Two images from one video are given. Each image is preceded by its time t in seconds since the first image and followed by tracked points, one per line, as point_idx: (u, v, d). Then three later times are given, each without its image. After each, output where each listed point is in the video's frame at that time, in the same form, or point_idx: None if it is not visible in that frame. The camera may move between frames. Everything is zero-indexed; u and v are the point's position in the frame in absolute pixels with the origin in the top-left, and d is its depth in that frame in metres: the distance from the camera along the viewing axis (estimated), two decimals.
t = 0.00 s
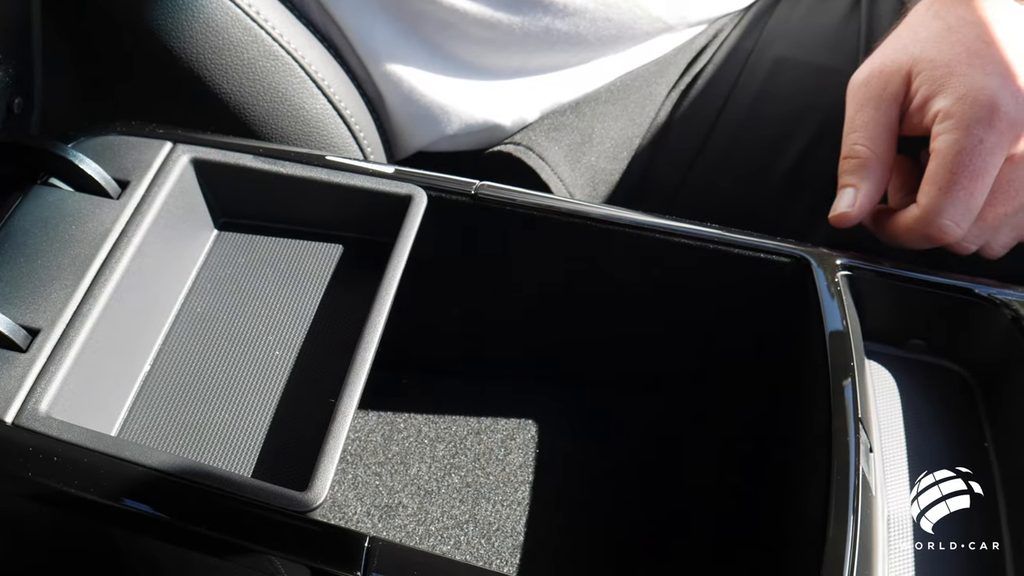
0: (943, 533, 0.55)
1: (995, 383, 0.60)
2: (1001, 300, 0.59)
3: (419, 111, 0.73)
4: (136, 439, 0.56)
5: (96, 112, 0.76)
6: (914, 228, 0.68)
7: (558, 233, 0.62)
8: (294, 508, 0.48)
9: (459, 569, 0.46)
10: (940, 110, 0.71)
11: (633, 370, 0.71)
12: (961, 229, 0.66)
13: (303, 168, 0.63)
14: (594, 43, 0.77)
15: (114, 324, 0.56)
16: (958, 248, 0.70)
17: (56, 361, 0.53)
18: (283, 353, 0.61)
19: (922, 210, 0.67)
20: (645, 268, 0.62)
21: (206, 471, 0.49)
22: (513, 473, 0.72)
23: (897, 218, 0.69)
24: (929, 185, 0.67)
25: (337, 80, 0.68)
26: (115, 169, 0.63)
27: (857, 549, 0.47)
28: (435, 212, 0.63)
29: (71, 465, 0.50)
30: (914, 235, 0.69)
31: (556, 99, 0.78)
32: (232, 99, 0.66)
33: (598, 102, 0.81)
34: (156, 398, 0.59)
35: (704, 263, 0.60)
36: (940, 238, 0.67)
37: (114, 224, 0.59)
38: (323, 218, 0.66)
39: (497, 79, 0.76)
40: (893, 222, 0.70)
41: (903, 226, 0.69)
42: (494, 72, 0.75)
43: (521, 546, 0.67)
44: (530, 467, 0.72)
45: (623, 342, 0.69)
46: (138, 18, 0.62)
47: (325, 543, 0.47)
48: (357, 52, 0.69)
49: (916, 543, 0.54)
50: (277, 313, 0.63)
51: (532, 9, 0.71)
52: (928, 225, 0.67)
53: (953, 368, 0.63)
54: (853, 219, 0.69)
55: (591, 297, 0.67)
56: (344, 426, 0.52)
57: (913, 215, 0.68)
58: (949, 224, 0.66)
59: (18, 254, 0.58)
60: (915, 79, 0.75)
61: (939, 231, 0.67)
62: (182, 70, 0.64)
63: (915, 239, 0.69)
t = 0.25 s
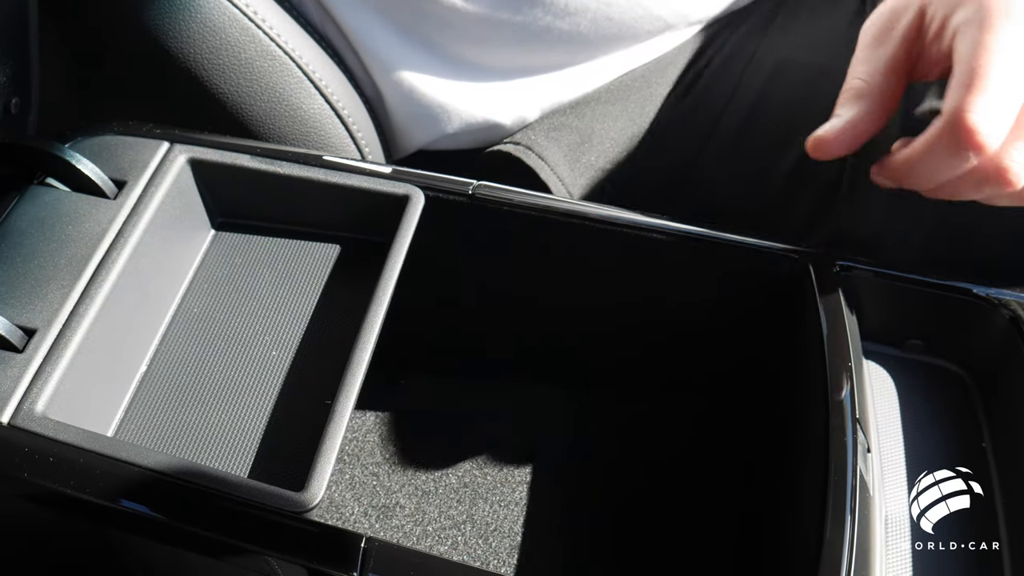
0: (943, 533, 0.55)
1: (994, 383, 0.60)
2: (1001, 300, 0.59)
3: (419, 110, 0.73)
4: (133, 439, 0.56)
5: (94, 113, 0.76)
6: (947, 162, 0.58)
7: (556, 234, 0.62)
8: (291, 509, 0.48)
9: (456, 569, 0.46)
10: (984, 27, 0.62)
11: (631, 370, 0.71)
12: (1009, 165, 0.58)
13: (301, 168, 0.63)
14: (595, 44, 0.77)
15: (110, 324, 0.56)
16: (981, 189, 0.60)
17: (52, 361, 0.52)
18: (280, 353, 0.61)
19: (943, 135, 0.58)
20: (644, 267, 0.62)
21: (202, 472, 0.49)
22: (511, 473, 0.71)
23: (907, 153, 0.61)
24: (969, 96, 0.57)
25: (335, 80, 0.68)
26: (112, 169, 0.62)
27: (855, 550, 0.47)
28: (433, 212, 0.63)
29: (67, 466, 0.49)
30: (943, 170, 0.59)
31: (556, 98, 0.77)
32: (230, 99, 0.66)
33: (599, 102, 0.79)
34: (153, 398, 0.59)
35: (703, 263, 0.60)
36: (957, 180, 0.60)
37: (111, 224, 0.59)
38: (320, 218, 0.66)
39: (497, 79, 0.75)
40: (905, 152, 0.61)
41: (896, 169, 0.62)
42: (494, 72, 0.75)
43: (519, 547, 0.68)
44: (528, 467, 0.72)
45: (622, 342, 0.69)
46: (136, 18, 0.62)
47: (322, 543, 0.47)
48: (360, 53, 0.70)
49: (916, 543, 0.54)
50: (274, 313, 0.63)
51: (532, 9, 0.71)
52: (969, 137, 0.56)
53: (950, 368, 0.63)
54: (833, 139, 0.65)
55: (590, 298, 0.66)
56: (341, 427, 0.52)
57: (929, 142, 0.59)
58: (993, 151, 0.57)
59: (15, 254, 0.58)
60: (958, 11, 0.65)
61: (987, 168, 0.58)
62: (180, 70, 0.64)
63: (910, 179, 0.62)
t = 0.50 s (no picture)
0: (943, 534, 0.55)
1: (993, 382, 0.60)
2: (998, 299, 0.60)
3: (416, 110, 0.73)
4: (129, 439, 0.56)
5: (92, 114, 0.77)
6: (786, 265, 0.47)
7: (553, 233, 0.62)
8: (288, 509, 0.48)
9: (452, 570, 0.46)
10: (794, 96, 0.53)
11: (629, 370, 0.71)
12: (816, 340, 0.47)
13: (298, 168, 0.63)
14: (595, 45, 0.75)
15: (106, 325, 0.56)
16: (842, 389, 0.49)
17: (48, 361, 0.52)
18: (278, 354, 0.61)
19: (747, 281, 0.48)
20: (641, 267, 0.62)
21: (198, 473, 0.49)
22: (508, 473, 0.71)
23: (690, 317, 0.51)
24: (738, 208, 0.48)
25: (332, 80, 0.68)
26: (109, 169, 0.62)
27: (852, 550, 0.47)
28: (430, 212, 0.63)
29: (63, 466, 0.49)
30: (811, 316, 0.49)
31: (553, 97, 0.77)
32: (227, 99, 0.66)
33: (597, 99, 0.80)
34: (149, 399, 0.58)
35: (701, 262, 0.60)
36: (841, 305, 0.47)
37: (107, 225, 0.59)
38: (317, 217, 0.66)
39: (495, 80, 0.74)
40: (729, 391, 0.52)
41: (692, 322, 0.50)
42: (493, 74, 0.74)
43: (517, 547, 0.68)
44: (525, 467, 0.72)
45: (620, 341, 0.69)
46: (132, 18, 0.62)
47: (319, 544, 0.47)
48: (356, 53, 0.70)
49: (915, 543, 0.56)
50: (271, 313, 0.63)
51: (529, 12, 0.69)
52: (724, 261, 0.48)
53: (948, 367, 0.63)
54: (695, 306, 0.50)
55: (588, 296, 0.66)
56: (338, 427, 0.52)
57: (739, 387, 0.51)
58: (881, 296, 0.46)
59: (11, 255, 0.58)
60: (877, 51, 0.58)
61: (854, 311, 0.47)
62: (177, 70, 0.64)
63: (758, 340, 0.48)
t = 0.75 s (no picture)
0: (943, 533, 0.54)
1: (993, 382, 0.60)
2: (996, 298, 0.60)
3: (414, 110, 0.73)
4: (131, 439, 0.56)
5: (93, 114, 0.77)
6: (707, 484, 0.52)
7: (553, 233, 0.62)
8: (289, 508, 0.48)
9: (454, 569, 0.46)
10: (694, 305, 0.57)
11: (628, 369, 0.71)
12: (729, 544, 0.51)
13: (298, 167, 0.63)
14: (596, 45, 0.73)
15: (107, 324, 0.56)
16: None
17: (50, 361, 0.52)
18: (279, 353, 0.61)
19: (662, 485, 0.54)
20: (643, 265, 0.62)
21: (200, 472, 0.49)
22: (508, 473, 0.70)
23: (619, 519, 0.55)
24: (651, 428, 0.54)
25: (332, 80, 0.68)
26: (110, 168, 0.63)
27: (853, 546, 0.47)
28: (430, 211, 0.63)
29: (65, 465, 0.49)
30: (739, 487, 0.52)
31: (552, 97, 0.77)
32: (227, 99, 0.66)
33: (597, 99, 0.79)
34: (151, 399, 0.58)
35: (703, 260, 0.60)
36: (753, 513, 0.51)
37: (108, 225, 0.59)
38: (317, 216, 0.66)
39: (494, 81, 0.74)
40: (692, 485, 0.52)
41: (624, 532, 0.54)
42: (492, 77, 0.74)
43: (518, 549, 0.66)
44: (526, 467, 0.70)
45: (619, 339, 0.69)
46: (133, 18, 0.62)
47: (320, 542, 0.47)
48: (355, 54, 0.70)
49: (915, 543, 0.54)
50: (272, 313, 0.63)
51: (527, 15, 0.68)
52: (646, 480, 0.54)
53: (946, 366, 0.63)
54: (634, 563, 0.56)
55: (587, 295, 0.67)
56: (340, 426, 0.52)
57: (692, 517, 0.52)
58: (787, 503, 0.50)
59: (12, 254, 0.58)
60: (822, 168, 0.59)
61: (762, 515, 0.51)
62: (177, 70, 0.64)
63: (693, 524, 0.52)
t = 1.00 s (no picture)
0: (942, 533, 0.55)
1: (993, 382, 0.60)
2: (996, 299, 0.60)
3: (415, 110, 0.73)
4: (129, 440, 0.56)
5: (91, 114, 0.77)
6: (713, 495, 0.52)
7: (552, 233, 0.62)
8: (287, 509, 0.48)
9: (452, 569, 0.46)
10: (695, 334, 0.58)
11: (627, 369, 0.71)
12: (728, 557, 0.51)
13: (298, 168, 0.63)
14: (596, 45, 0.73)
15: (106, 324, 0.56)
16: None
17: (48, 360, 0.52)
18: (278, 353, 0.61)
19: (666, 504, 0.54)
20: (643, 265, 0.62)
21: (198, 472, 0.49)
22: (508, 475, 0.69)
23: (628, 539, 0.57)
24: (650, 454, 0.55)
25: (331, 80, 0.68)
26: (108, 168, 0.62)
27: (854, 544, 0.45)
28: (429, 211, 0.63)
29: (63, 466, 0.49)
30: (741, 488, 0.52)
31: (551, 96, 0.76)
32: (226, 99, 0.66)
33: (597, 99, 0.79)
34: (150, 399, 0.58)
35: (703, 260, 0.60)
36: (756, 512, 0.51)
37: (107, 224, 0.58)
38: (317, 216, 0.66)
39: (494, 80, 0.74)
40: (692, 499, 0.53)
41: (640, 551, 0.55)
42: (492, 76, 0.74)
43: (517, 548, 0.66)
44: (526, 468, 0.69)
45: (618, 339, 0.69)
46: (132, 18, 0.62)
47: (318, 543, 0.47)
48: (355, 54, 0.70)
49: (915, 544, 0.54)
50: (270, 314, 0.63)
51: (527, 14, 0.68)
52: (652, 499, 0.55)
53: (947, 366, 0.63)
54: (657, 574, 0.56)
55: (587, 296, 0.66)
56: (337, 427, 0.51)
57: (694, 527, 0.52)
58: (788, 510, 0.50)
59: (11, 255, 0.58)
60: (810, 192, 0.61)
61: (752, 527, 0.50)
62: (176, 70, 0.64)
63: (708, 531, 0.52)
